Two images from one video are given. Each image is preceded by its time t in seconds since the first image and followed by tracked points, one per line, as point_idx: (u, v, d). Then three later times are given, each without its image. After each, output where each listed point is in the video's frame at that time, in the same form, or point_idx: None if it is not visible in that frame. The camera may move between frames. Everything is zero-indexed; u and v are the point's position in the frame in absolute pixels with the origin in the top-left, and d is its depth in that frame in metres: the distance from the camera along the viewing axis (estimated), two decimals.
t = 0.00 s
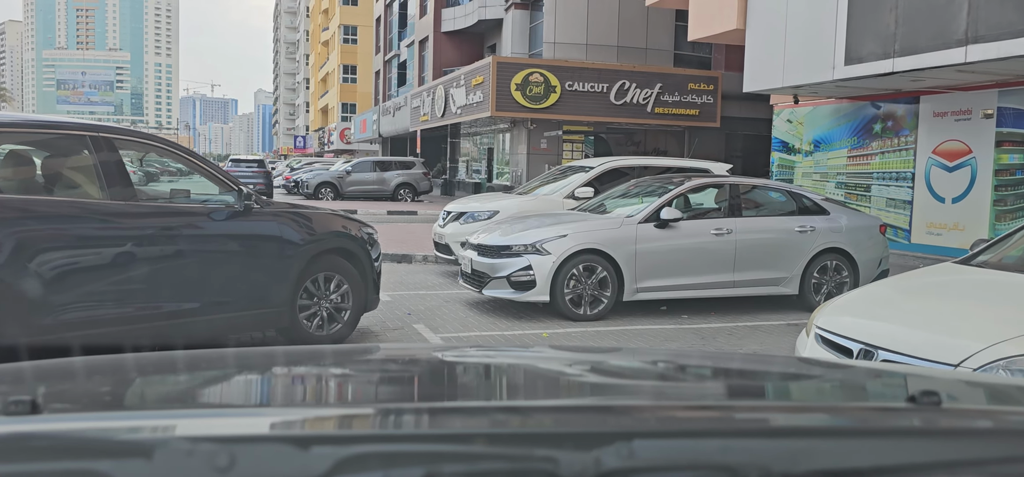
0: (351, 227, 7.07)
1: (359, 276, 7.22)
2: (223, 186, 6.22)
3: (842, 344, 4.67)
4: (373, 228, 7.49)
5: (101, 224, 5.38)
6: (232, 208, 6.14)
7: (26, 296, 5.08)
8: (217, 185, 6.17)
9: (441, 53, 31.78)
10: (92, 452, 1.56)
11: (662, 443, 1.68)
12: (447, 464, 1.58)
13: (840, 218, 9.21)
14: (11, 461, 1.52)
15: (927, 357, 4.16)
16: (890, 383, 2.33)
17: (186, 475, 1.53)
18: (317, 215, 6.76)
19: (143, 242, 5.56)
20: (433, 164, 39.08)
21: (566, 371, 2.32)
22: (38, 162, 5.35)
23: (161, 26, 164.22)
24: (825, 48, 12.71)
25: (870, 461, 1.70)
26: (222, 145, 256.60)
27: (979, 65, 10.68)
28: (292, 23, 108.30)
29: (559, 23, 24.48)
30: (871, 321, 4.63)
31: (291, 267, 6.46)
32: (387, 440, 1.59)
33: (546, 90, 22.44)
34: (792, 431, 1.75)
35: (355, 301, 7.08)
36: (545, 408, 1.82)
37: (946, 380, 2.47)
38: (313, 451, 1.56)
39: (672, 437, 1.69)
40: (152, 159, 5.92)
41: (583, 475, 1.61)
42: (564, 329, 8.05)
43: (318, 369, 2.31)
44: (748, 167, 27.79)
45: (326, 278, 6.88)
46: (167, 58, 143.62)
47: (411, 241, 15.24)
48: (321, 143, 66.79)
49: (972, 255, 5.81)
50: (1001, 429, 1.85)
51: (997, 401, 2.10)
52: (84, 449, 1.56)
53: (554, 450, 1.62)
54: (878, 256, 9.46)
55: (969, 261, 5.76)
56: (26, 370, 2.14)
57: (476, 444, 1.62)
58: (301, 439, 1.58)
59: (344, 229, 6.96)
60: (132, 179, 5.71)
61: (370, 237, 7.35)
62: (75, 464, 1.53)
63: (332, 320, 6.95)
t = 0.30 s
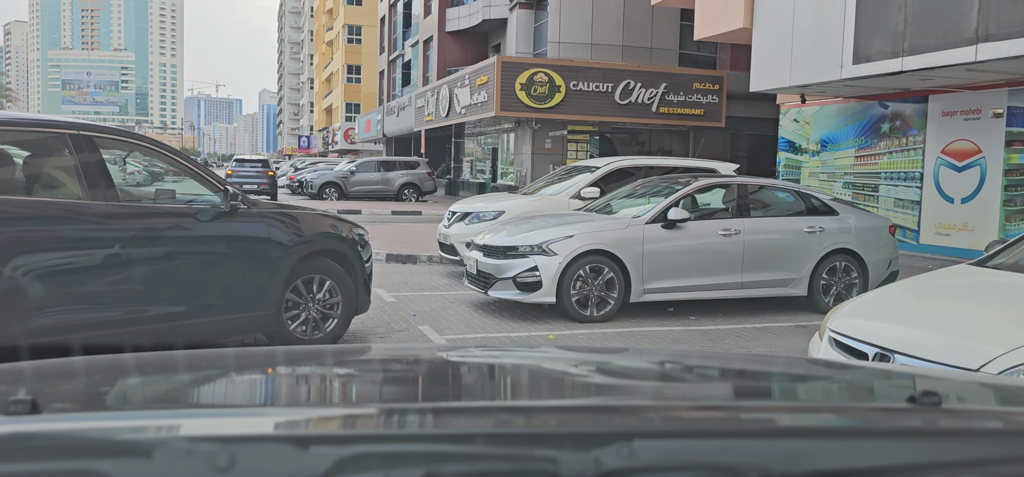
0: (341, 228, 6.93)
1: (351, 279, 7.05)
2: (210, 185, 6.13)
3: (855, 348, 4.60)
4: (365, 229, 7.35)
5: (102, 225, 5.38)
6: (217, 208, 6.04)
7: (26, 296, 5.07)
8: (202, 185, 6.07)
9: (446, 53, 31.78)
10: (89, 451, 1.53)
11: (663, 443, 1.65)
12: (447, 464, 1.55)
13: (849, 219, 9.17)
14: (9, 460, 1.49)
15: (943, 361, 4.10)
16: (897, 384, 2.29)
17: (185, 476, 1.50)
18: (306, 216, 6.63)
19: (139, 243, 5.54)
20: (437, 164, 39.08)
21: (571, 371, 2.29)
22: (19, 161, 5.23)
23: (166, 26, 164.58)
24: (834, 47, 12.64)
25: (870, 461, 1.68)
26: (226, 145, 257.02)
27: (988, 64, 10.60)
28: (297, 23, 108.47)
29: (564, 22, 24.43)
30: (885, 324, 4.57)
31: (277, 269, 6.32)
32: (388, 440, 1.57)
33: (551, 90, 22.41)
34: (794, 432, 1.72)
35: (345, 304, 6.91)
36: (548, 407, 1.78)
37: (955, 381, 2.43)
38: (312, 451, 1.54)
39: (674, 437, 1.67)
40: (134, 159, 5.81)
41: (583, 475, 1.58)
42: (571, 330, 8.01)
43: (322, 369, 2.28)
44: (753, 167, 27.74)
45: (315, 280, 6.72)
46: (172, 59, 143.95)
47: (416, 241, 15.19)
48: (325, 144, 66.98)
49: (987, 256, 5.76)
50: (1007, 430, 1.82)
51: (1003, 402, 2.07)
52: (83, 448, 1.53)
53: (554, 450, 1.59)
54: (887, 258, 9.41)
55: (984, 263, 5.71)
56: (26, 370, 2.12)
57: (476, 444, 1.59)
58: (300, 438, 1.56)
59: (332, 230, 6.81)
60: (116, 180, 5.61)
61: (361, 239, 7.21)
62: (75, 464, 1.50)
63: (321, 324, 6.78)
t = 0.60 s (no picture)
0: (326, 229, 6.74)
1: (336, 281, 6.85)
2: (191, 187, 6.04)
3: (868, 350, 4.56)
4: (351, 230, 7.15)
5: (105, 226, 5.38)
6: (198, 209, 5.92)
7: (28, 296, 5.07)
8: (182, 186, 5.97)
9: (450, 53, 31.75)
10: (89, 451, 1.51)
11: (665, 443, 1.63)
12: (446, 464, 1.53)
13: (856, 219, 9.13)
14: (8, 461, 1.47)
15: (958, 364, 4.06)
16: (904, 385, 2.26)
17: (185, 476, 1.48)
18: (290, 216, 6.44)
19: (141, 244, 5.53)
20: (441, 164, 39.04)
21: (575, 372, 2.27)
22: None
23: (169, 26, 164.66)
24: (841, 46, 12.59)
25: (873, 461, 1.66)
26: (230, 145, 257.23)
27: (997, 63, 10.55)
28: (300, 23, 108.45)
29: (568, 22, 24.40)
30: (898, 327, 4.52)
31: (257, 272, 6.15)
32: (388, 440, 1.55)
33: (555, 90, 22.38)
34: (797, 432, 1.70)
35: (330, 307, 6.71)
36: (550, 407, 1.76)
37: (962, 381, 2.39)
38: (313, 451, 1.52)
39: (675, 437, 1.65)
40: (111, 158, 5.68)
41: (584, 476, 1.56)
42: (576, 332, 7.99)
43: (324, 369, 2.25)
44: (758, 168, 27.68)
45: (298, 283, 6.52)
46: (175, 59, 144.05)
47: (420, 241, 15.15)
48: (328, 144, 67.04)
49: (1001, 257, 5.73)
50: (1014, 430, 1.80)
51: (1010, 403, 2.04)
52: (82, 448, 1.51)
53: (554, 450, 1.57)
54: (895, 258, 9.37)
55: (997, 264, 5.68)
56: (26, 370, 2.10)
57: (476, 444, 1.57)
58: (301, 438, 1.54)
59: (317, 231, 6.62)
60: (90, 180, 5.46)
61: (347, 240, 7.00)
62: (75, 464, 1.48)
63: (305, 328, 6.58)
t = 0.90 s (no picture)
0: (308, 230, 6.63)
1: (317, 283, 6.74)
2: (166, 186, 5.89)
3: (879, 353, 4.53)
4: (333, 232, 7.04)
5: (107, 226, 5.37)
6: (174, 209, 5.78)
7: (28, 296, 5.06)
8: (158, 186, 5.83)
9: (452, 53, 31.75)
10: (90, 451, 1.49)
11: (666, 443, 1.61)
12: (447, 464, 1.51)
13: (862, 220, 9.10)
14: (9, 461, 1.45)
15: (969, 367, 4.04)
16: (909, 385, 2.24)
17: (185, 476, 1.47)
18: (268, 217, 6.32)
19: (142, 244, 5.52)
20: (443, 164, 39.04)
21: (578, 372, 2.25)
22: None
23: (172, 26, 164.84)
24: (846, 46, 12.56)
25: (873, 461, 1.64)
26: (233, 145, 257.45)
27: (1003, 62, 10.50)
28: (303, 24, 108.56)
29: (571, 22, 24.36)
30: (909, 329, 4.49)
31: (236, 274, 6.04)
32: (388, 440, 1.53)
33: (558, 89, 22.36)
34: (799, 432, 1.68)
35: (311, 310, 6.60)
36: (552, 407, 1.74)
37: (969, 382, 2.37)
38: (313, 451, 1.50)
39: (677, 437, 1.63)
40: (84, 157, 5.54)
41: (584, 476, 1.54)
42: (580, 333, 7.97)
43: (327, 369, 2.24)
44: (761, 168, 27.65)
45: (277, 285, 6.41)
46: (177, 59, 144.20)
47: (422, 241, 15.12)
48: (331, 144, 66.85)
49: (1011, 258, 5.70)
50: (1020, 431, 1.77)
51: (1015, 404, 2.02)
52: (82, 449, 1.49)
53: (554, 450, 1.56)
54: (901, 259, 9.34)
55: (1008, 265, 5.65)
56: (26, 369, 2.08)
57: (476, 444, 1.55)
58: (301, 438, 1.52)
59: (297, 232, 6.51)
60: (91, 182, 5.51)
61: (328, 241, 6.90)
62: (75, 464, 1.47)
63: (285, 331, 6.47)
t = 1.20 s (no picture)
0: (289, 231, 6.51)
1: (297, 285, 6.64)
2: (142, 185, 5.76)
3: (887, 356, 4.50)
4: (314, 232, 6.93)
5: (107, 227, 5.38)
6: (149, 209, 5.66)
7: (28, 296, 5.06)
8: (134, 185, 5.70)
9: (455, 53, 31.75)
10: (90, 451, 1.48)
11: (666, 443, 1.59)
12: (447, 464, 1.50)
13: (867, 220, 9.08)
14: (8, 460, 1.44)
15: (978, 369, 4.02)
16: (912, 386, 2.22)
17: None
18: (247, 217, 6.20)
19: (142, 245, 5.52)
20: (446, 164, 39.05)
21: (580, 372, 2.24)
22: None
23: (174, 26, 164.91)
24: (850, 46, 12.53)
25: (873, 461, 1.62)
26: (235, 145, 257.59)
27: (1009, 61, 10.46)
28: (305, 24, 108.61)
29: (574, 22, 24.32)
30: (917, 331, 4.47)
31: (215, 276, 5.93)
32: (389, 439, 1.51)
33: (560, 89, 22.33)
34: (800, 432, 1.67)
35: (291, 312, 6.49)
36: (555, 406, 1.73)
37: (973, 382, 2.36)
38: (313, 451, 1.48)
39: (678, 436, 1.61)
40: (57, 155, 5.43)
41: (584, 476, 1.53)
42: (583, 333, 7.95)
43: (329, 369, 2.22)
44: (764, 168, 27.61)
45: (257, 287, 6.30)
46: (179, 59, 144.22)
47: (425, 241, 15.10)
48: (334, 144, 66.88)
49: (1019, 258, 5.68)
50: None
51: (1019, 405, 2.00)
52: (82, 448, 1.48)
53: (554, 450, 1.54)
54: (906, 259, 9.32)
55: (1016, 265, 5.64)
56: (28, 369, 2.08)
57: (476, 443, 1.54)
58: (302, 437, 1.51)
59: (277, 233, 6.38)
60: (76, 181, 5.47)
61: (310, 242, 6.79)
62: (76, 464, 1.46)
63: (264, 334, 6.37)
